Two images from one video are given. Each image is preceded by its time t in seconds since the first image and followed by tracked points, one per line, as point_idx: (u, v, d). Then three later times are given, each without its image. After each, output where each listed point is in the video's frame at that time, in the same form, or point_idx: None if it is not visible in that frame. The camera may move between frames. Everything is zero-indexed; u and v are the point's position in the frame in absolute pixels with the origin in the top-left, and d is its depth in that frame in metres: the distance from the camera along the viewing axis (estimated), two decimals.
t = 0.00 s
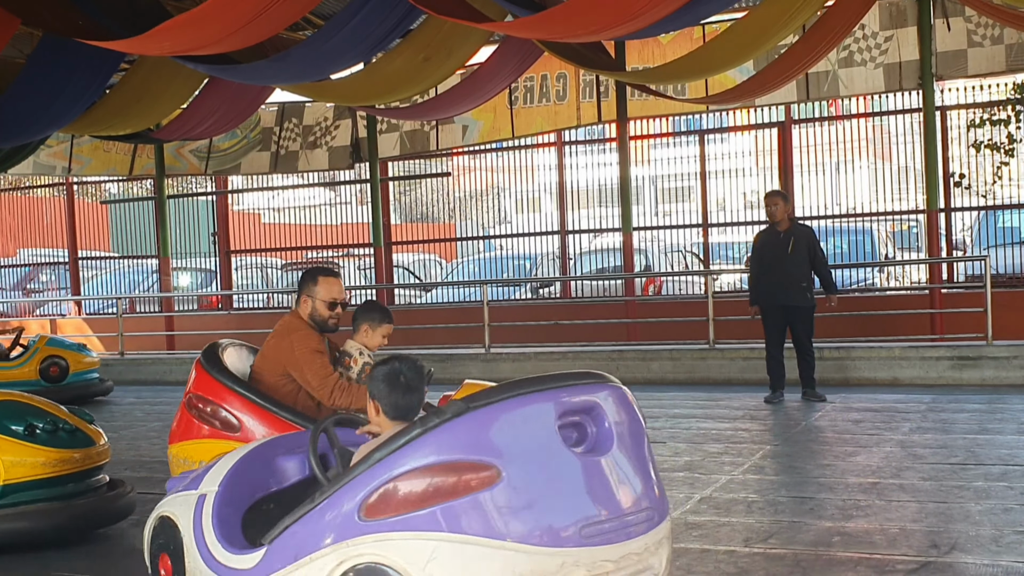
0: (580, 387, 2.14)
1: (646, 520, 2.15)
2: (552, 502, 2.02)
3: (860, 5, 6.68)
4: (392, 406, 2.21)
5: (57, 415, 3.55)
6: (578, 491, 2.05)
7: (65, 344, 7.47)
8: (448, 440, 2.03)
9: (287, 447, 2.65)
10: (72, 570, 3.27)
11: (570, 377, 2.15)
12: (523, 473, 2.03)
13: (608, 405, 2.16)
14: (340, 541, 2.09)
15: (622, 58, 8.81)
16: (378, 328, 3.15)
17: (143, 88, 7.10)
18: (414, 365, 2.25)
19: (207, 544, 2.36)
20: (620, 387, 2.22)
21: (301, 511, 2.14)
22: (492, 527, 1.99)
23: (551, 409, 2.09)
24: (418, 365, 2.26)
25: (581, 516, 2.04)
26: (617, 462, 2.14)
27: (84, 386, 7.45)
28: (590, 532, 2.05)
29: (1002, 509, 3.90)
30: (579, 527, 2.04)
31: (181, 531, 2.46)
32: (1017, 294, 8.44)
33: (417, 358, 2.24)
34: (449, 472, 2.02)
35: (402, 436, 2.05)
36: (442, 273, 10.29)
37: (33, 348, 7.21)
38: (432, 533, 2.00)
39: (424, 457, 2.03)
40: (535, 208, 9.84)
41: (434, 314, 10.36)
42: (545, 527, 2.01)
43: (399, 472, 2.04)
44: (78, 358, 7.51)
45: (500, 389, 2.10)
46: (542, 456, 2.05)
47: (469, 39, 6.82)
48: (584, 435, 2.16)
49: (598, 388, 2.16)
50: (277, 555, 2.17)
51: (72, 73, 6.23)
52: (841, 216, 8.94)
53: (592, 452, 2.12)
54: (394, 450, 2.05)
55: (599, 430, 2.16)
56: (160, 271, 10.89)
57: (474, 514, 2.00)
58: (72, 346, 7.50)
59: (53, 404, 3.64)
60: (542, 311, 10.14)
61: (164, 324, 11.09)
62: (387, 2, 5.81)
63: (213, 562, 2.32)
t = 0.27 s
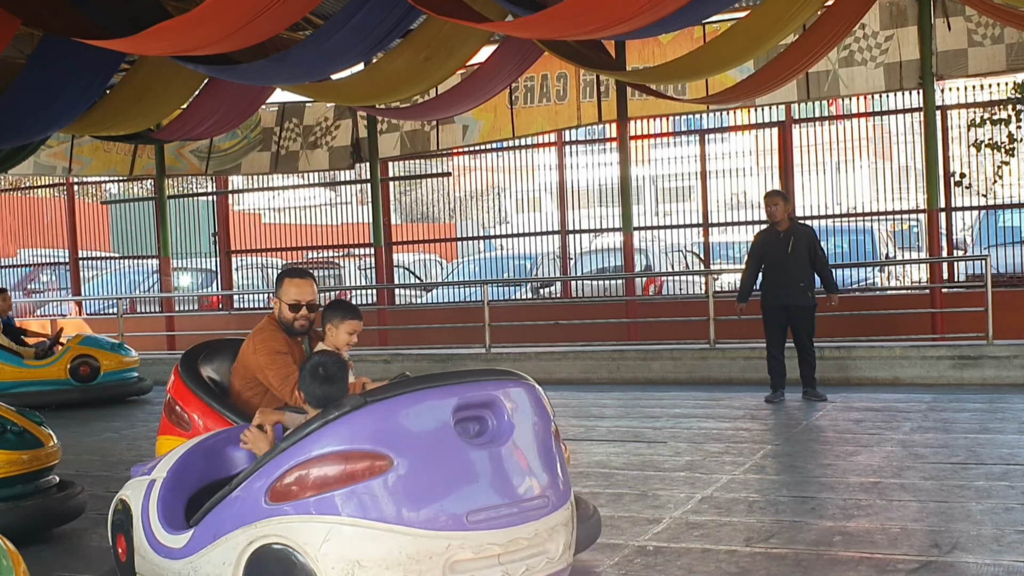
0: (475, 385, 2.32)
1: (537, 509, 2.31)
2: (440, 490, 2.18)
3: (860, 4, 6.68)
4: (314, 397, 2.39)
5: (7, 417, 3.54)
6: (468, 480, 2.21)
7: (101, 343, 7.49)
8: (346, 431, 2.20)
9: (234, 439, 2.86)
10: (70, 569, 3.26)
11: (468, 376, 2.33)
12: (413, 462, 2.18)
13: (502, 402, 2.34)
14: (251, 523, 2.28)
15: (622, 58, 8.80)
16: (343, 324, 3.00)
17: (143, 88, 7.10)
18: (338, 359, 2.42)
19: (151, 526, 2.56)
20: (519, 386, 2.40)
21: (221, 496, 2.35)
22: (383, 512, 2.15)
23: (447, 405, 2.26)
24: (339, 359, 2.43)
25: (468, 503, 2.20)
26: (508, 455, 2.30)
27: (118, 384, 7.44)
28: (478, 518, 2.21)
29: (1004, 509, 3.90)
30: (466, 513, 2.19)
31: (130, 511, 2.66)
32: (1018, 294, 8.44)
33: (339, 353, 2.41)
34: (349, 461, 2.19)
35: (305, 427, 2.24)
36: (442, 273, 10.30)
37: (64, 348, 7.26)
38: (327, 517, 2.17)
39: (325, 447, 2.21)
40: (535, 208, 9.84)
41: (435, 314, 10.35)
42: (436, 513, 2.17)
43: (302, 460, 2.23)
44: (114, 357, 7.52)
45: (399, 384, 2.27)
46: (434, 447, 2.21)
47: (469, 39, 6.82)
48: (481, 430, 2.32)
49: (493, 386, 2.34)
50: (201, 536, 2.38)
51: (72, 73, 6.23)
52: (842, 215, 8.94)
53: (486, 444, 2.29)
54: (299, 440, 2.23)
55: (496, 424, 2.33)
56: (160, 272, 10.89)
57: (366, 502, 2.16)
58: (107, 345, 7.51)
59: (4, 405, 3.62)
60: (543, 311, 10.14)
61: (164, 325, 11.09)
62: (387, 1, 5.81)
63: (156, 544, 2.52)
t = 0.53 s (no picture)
0: (464, 381, 2.36)
1: (522, 503, 2.38)
2: (433, 487, 2.24)
3: (859, 3, 6.68)
4: (270, 402, 2.51)
5: None
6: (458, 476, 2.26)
7: (139, 343, 7.47)
8: (340, 431, 2.24)
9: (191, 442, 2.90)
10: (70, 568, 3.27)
11: (455, 373, 2.36)
12: (406, 461, 2.23)
13: (490, 398, 2.38)
14: (244, 522, 2.32)
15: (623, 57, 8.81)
16: (309, 329, 2.99)
17: (143, 88, 7.11)
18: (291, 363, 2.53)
19: (117, 531, 2.58)
20: (502, 381, 2.44)
21: (209, 496, 2.38)
22: (379, 509, 2.21)
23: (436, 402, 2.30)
24: (292, 362, 2.55)
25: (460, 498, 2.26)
26: (496, 450, 2.35)
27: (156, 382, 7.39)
28: (469, 512, 2.27)
29: (1004, 508, 3.90)
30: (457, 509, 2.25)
31: (90, 518, 2.67)
32: (1018, 292, 8.43)
33: (293, 361, 2.53)
34: (342, 460, 2.23)
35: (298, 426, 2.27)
36: (443, 272, 10.32)
37: (102, 347, 7.32)
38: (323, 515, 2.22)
39: (318, 446, 2.24)
40: (536, 208, 9.84)
41: (436, 314, 10.36)
42: (429, 509, 2.23)
43: (296, 460, 2.26)
44: (153, 356, 7.44)
45: (390, 383, 2.31)
46: (427, 444, 2.26)
47: (469, 39, 6.82)
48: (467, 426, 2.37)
49: (480, 382, 2.38)
50: (190, 535, 2.41)
51: (71, 73, 6.23)
52: (843, 215, 8.94)
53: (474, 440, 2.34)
54: (292, 440, 2.27)
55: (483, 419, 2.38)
56: (161, 272, 10.90)
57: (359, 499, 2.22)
58: (147, 345, 7.47)
59: None
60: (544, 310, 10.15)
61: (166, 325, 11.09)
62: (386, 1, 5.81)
63: (126, 549, 2.54)
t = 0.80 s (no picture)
0: (451, 379, 2.39)
1: (510, 497, 2.41)
2: (425, 482, 2.26)
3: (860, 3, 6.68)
4: (247, 397, 2.54)
5: None
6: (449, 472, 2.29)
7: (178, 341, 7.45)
8: (333, 428, 2.26)
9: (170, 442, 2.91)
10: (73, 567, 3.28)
11: (441, 370, 2.39)
12: (400, 456, 2.26)
13: (477, 394, 2.42)
14: (238, 520, 2.33)
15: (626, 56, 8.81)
16: (289, 322, 2.99)
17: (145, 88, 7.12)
18: (264, 357, 2.55)
19: (96, 531, 2.58)
20: (487, 378, 2.48)
21: (200, 496, 2.38)
22: (374, 505, 2.23)
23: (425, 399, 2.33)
24: (262, 354, 2.56)
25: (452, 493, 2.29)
26: (485, 446, 2.39)
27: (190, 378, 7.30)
28: (463, 507, 2.30)
29: (1005, 506, 3.90)
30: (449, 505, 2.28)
31: (69, 520, 2.67)
32: (1020, 291, 8.42)
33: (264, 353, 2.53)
34: (337, 457, 2.26)
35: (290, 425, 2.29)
36: (444, 271, 10.32)
37: (140, 345, 7.44)
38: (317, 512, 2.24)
39: (313, 444, 2.27)
40: (537, 207, 9.84)
41: (437, 313, 10.37)
42: (425, 504, 2.26)
43: (289, 457, 2.28)
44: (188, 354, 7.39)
45: (381, 381, 2.34)
46: (420, 441, 2.28)
47: (470, 38, 6.82)
48: (455, 422, 2.39)
49: (467, 380, 2.42)
50: (181, 535, 2.41)
51: (73, 74, 6.24)
52: (845, 214, 8.93)
53: (463, 436, 2.37)
54: (285, 439, 2.28)
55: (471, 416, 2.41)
56: (163, 271, 10.90)
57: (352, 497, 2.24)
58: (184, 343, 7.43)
59: None
60: (545, 310, 10.15)
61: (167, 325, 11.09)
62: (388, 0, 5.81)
63: (104, 547, 2.55)
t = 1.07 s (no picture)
0: (431, 377, 2.40)
1: (490, 493, 2.42)
2: (410, 479, 2.26)
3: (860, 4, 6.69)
4: (228, 405, 2.53)
5: None
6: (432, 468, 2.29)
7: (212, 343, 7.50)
8: (318, 427, 2.26)
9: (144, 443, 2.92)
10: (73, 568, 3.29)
11: (420, 370, 2.40)
12: (384, 453, 2.26)
13: (457, 392, 2.43)
14: (224, 520, 2.31)
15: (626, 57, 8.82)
16: (277, 318, 2.99)
17: (145, 88, 7.13)
18: (243, 364, 2.57)
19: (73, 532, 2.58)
20: (464, 377, 2.50)
21: (183, 497, 2.36)
22: (361, 502, 2.23)
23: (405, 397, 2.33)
24: (242, 361, 2.57)
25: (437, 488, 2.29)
26: (466, 444, 2.39)
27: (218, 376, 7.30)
28: (448, 502, 2.30)
29: (1006, 507, 3.90)
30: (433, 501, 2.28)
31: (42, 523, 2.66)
32: (1021, 291, 8.42)
33: (244, 360, 2.55)
34: (323, 456, 2.25)
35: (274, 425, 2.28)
36: (444, 271, 10.33)
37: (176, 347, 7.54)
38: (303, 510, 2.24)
39: (298, 443, 2.26)
40: (537, 208, 9.84)
41: (438, 314, 10.37)
42: (410, 501, 2.26)
43: (274, 457, 2.27)
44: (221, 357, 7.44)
45: (364, 381, 2.34)
46: (404, 439, 2.29)
47: (470, 38, 6.82)
48: (436, 420, 2.40)
49: (447, 379, 2.43)
50: (165, 537, 2.38)
51: (72, 75, 6.25)
52: (846, 214, 8.93)
53: (444, 433, 2.37)
54: (270, 439, 2.28)
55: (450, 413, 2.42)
56: (164, 272, 10.90)
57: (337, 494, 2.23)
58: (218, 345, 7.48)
59: None
60: (545, 310, 10.15)
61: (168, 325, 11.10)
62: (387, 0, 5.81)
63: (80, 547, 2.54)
